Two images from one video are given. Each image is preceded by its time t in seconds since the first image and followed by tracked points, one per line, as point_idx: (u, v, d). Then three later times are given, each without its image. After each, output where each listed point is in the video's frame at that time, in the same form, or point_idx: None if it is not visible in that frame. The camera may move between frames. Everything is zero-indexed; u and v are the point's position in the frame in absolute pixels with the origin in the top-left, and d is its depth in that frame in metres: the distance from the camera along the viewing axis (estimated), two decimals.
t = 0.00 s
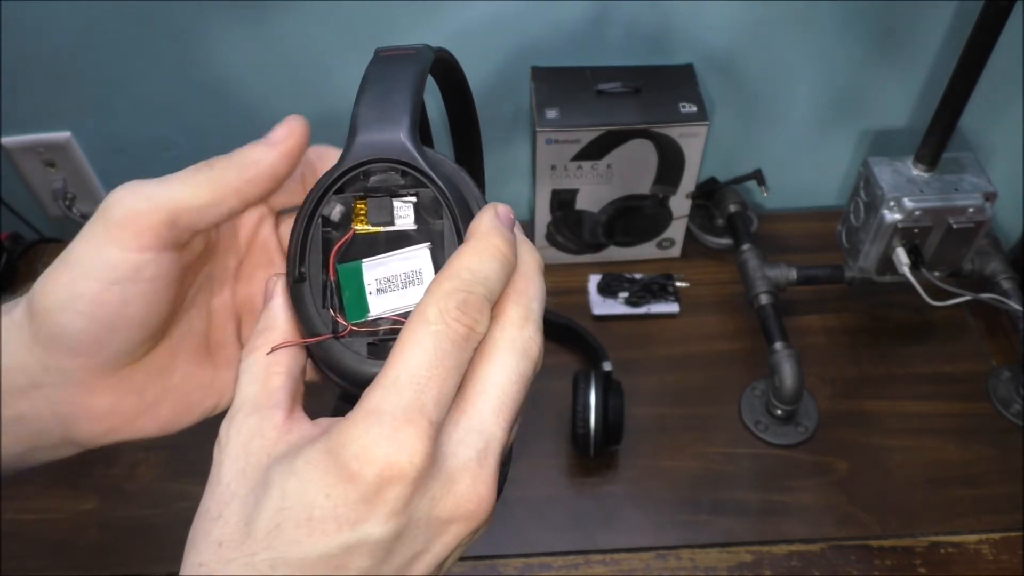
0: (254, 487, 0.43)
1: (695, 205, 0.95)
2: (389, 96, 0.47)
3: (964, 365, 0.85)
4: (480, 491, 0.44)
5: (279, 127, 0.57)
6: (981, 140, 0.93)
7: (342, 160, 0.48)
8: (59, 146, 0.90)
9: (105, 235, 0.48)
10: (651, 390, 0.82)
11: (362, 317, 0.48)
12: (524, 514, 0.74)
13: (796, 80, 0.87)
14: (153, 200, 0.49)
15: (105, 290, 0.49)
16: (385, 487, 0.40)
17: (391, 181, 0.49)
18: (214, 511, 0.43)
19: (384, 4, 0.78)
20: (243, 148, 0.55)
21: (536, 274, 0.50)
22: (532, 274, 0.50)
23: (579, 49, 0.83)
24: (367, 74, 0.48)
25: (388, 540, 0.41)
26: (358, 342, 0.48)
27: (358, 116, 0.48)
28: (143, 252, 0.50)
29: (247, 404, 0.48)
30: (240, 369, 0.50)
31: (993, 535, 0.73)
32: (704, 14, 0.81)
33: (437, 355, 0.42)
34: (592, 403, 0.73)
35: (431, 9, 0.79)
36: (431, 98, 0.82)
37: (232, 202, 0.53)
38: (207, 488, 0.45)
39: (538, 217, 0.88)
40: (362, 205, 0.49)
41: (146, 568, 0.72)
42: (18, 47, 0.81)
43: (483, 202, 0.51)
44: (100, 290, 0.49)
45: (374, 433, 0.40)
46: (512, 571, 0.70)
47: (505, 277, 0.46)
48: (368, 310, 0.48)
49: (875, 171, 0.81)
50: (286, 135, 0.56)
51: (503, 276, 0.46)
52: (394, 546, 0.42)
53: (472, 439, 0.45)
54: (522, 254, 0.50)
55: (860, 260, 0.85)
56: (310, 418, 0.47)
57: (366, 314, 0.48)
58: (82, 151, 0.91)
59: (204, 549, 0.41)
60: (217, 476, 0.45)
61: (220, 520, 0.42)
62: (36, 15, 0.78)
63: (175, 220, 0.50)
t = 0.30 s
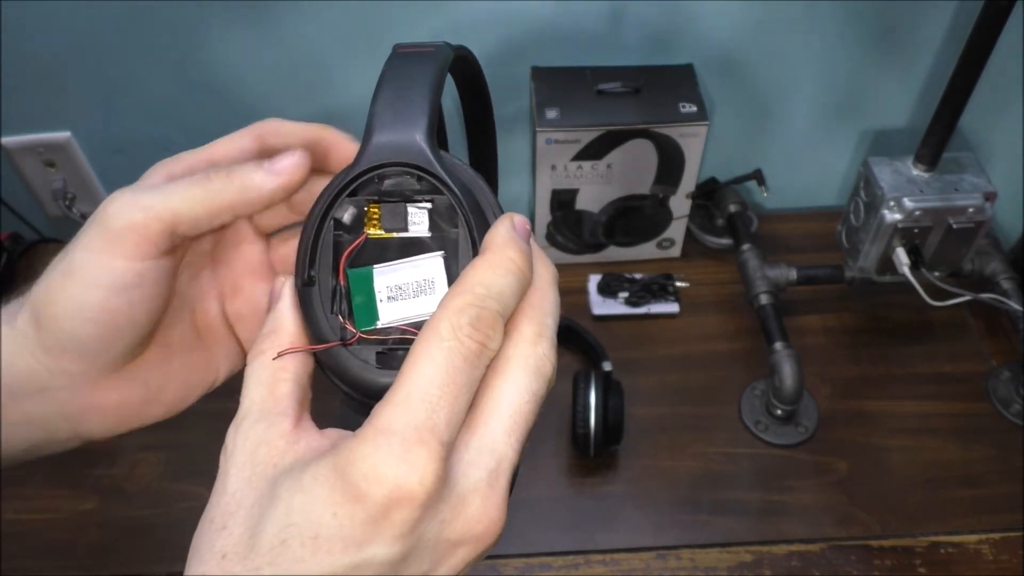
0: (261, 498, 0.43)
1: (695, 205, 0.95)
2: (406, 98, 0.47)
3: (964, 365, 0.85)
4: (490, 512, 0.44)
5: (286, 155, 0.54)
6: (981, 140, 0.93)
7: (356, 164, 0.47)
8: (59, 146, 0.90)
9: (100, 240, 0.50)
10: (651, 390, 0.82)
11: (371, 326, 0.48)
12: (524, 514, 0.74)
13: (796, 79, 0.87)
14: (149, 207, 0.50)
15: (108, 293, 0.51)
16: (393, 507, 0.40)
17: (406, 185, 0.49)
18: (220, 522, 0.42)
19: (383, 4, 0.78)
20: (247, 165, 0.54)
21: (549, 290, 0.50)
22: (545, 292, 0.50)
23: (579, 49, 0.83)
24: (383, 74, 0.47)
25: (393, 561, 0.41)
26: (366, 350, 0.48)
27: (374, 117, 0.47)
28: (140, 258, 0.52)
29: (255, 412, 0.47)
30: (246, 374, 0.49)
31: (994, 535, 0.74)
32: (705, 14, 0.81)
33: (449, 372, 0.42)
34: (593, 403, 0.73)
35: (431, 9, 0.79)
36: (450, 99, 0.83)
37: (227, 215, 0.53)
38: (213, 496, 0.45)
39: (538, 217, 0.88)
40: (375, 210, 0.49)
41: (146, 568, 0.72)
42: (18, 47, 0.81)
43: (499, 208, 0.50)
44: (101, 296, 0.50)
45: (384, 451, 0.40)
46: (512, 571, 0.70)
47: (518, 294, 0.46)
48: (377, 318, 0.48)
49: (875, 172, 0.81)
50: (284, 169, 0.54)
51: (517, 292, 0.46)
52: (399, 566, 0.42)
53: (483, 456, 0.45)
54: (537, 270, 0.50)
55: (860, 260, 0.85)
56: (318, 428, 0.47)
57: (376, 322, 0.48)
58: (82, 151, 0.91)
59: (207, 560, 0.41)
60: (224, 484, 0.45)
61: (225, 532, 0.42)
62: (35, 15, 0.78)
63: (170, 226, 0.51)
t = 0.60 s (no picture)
0: (260, 491, 0.42)
1: (695, 205, 0.95)
2: (421, 107, 0.47)
3: (964, 365, 0.85)
4: (486, 512, 0.43)
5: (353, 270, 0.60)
6: (981, 141, 0.93)
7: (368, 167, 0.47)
8: (59, 146, 0.90)
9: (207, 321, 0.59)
10: (651, 390, 0.82)
11: (375, 326, 0.46)
12: (524, 514, 0.74)
13: (796, 80, 0.87)
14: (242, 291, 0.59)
15: (212, 359, 0.60)
16: (389, 504, 0.39)
17: (415, 191, 0.48)
18: (219, 512, 0.42)
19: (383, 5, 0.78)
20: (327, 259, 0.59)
21: (551, 293, 0.49)
22: (547, 295, 0.49)
23: (579, 49, 0.83)
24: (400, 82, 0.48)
25: (389, 557, 0.40)
26: (369, 350, 0.46)
27: (387, 124, 0.47)
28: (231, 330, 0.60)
29: (259, 407, 0.46)
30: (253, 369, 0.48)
31: (994, 534, 0.74)
32: (704, 15, 0.81)
33: (449, 373, 0.41)
34: (593, 403, 0.73)
35: (431, 9, 0.79)
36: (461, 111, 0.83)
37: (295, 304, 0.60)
38: (215, 486, 0.44)
39: (538, 217, 0.88)
40: (384, 212, 0.48)
41: (146, 567, 0.72)
42: (18, 47, 0.81)
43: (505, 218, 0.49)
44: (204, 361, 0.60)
45: (382, 449, 0.39)
46: (512, 571, 0.70)
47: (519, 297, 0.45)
48: (382, 319, 0.46)
49: (875, 172, 0.81)
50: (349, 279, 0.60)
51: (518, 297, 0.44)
52: (395, 564, 0.41)
53: (480, 459, 0.44)
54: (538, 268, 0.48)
55: (860, 260, 0.85)
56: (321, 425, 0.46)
57: (380, 322, 0.46)
58: (82, 151, 0.91)
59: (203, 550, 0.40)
60: (225, 476, 0.43)
61: (224, 520, 0.41)
62: (36, 15, 0.78)
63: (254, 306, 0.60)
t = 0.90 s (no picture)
0: (245, 488, 0.41)
1: (695, 205, 0.95)
2: (418, 94, 0.47)
3: (964, 365, 0.85)
4: (470, 513, 0.43)
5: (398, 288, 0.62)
6: (981, 141, 0.93)
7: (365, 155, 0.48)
8: (59, 145, 0.90)
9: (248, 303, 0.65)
10: (651, 390, 0.82)
11: (368, 318, 0.46)
12: (524, 515, 0.74)
13: (796, 80, 0.87)
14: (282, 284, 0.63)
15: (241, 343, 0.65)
16: (374, 505, 0.39)
17: (413, 179, 0.48)
18: (204, 509, 0.41)
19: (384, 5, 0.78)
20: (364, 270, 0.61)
21: (549, 296, 0.48)
22: (545, 297, 0.48)
23: (579, 49, 0.83)
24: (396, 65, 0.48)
25: (373, 557, 0.40)
26: (360, 342, 0.46)
27: (386, 108, 0.47)
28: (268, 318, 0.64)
29: (247, 400, 0.45)
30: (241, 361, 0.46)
31: (994, 534, 0.74)
32: (704, 15, 0.81)
33: (436, 369, 0.41)
34: (592, 403, 0.73)
35: (431, 10, 0.79)
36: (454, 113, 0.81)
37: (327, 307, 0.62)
38: (202, 480, 0.43)
39: (538, 217, 0.88)
40: (379, 202, 0.48)
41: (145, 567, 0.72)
42: (19, 47, 0.81)
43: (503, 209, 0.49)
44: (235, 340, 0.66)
45: (367, 449, 0.39)
46: (512, 571, 0.70)
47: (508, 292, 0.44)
48: (375, 311, 0.46)
49: (875, 172, 0.81)
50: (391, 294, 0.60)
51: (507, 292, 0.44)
52: (380, 564, 0.41)
53: (467, 457, 0.43)
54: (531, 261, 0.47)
55: (860, 260, 0.85)
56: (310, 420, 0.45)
57: (373, 314, 0.46)
58: (82, 151, 0.91)
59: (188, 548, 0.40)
60: (212, 472, 0.43)
61: (208, 518, 0.41)
62: (36, 15, 0.78)
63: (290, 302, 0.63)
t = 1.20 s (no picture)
0: (283, 519, 0.43)
1: (695, 205, 0.95)
2: (478, 121, 0.51)
3: (964, 365, 0.85)
4: (512, 544, 0.48)
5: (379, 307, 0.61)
6: (981, 140, 0.93)
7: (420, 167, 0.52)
8: (59, 146, 0.90)
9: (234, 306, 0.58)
10: (651, 391, 0.82)
11: (410, 340, 0.49)
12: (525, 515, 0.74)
13: (796, 79, 0.87)
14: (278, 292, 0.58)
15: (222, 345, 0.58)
16: (427, 544, 0.42)
17: (463, 199, 0.53)
18: (239, 538, 0.43)
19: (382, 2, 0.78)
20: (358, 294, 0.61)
21: (580, 341, 0.55)
22: (577, 344, 0.55)
23: (579, 49, 0.83)
24: (455, 78, 0.51)
25: None
26: (396, 363, 0.50)
27: (445, 133, 0.51)
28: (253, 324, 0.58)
29: (274, 424, 0.46)
30: (266, 381, 0.47)
31: (994, 534, 0.74)
32: (704, 15, 0.81)
33: (490, 411, 0.44)
34: (592, 403, 0.73)
35: (431, 9, 0.79)
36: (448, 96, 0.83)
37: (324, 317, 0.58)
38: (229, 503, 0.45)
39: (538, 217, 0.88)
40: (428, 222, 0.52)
41: (146, 568, 0.72)
42: (19, 48, 0.81)
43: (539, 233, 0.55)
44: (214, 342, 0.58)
45: (427, 490, 0.42)
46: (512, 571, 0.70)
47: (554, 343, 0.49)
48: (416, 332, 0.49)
49: (875, 172, 0.81)
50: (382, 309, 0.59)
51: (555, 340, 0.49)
52: None
53: (511, 500, 0.48)
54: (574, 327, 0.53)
55: (860, 260, 0.85)
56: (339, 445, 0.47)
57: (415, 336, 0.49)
58: (82, 151, 0.91)
59: None
60: (245, 500, 0.44)
61: (244, 547, 0.43)
62: (36, 14, 0.78)
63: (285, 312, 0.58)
